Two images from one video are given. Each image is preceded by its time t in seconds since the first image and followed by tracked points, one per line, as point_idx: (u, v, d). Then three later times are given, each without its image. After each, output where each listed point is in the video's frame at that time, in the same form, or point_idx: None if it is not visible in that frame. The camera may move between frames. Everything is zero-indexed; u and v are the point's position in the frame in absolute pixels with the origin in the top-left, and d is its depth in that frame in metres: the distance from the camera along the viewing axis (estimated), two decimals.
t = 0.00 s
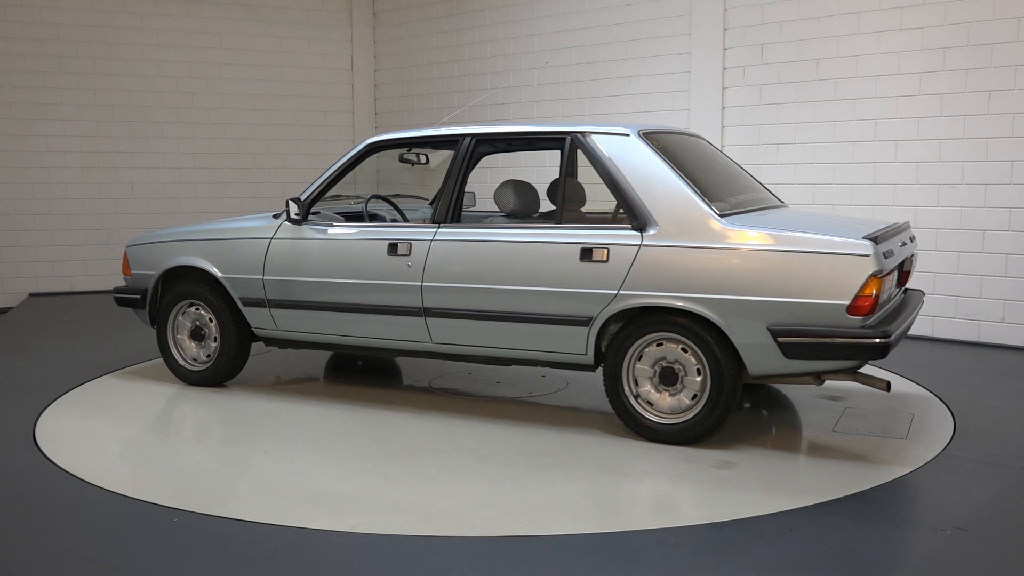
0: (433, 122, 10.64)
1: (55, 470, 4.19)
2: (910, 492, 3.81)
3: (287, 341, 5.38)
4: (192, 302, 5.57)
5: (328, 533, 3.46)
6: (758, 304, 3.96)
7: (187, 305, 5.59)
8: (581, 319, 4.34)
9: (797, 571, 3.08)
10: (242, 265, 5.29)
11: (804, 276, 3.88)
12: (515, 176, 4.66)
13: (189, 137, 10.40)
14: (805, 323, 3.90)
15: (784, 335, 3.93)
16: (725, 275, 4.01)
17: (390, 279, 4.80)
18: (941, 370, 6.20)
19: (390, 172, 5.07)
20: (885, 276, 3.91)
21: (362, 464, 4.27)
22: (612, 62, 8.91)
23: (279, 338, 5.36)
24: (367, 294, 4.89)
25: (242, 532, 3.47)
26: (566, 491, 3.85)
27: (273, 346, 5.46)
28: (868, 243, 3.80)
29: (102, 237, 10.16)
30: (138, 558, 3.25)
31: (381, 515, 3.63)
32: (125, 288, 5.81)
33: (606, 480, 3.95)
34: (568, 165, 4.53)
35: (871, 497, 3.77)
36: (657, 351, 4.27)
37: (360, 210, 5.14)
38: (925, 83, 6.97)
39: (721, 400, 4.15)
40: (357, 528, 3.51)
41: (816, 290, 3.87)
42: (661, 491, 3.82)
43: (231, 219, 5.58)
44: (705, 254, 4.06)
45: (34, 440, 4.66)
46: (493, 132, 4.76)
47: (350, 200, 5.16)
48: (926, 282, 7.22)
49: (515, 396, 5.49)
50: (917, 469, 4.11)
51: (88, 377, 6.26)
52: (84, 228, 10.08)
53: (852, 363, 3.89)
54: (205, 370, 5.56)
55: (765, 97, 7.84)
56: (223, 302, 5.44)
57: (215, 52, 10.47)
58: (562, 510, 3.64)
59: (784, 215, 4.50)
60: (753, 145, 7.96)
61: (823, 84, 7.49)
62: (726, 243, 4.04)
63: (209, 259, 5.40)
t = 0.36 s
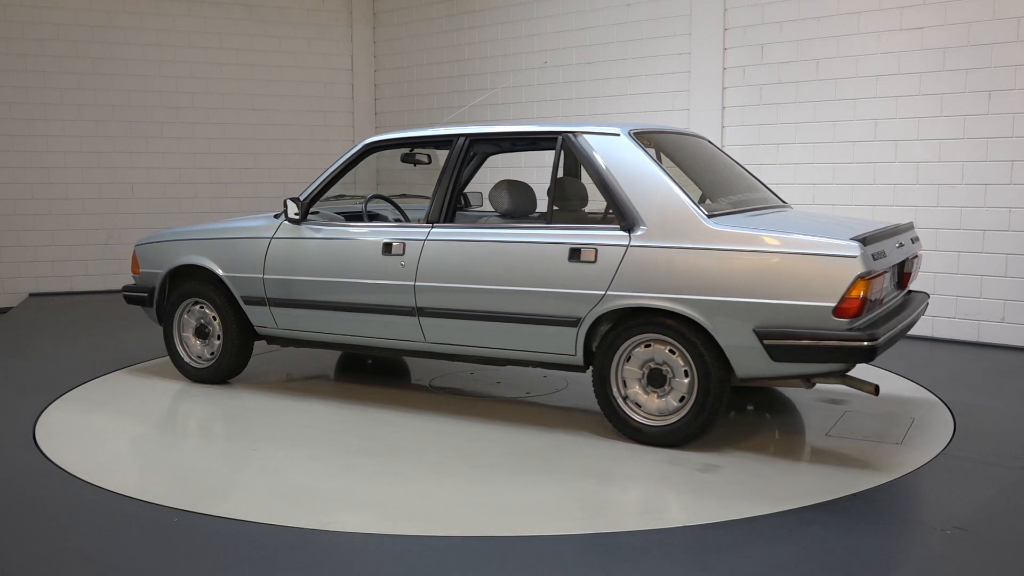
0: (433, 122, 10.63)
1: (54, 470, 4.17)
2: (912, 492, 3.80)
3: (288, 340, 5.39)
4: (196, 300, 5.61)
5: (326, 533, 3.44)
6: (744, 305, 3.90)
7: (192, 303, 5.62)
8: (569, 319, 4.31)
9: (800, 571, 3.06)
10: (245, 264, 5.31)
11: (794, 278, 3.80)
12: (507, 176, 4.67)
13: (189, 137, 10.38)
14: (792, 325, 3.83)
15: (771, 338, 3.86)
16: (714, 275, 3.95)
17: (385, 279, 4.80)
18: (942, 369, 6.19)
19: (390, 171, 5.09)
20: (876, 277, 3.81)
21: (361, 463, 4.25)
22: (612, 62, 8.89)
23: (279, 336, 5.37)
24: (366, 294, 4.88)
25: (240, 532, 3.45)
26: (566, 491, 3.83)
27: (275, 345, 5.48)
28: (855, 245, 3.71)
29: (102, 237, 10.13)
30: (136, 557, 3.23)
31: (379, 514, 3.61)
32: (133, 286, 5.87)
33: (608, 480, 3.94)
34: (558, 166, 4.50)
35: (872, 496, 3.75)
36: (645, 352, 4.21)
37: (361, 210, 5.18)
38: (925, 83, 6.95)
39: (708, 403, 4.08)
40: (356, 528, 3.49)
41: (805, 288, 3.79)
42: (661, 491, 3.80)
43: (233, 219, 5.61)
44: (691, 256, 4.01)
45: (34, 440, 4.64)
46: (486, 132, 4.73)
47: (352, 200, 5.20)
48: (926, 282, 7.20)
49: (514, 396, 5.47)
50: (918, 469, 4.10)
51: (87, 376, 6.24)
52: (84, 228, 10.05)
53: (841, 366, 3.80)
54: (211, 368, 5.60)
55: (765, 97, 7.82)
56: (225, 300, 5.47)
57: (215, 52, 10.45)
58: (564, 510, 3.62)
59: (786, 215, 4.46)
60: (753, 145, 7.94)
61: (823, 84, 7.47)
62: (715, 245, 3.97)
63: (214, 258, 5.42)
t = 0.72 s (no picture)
0: (433, 122, 10.63)
1: (53, 470, 4.15)
2: (913, 491, 3.79)
3: (290, 338, 5.42)
4: (201, 299, 5.69)
5: (325, 532, 3.43)
6: (729, 308, 3.83)
7: (197, 302, 5.71)
8: (557, 320, 4.27)
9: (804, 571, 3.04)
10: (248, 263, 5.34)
11: (780, 281, 3.72)
12: (503, 176, 4.70)
13: (189, 137, 10.36)
14: (776, 327, 3.74)
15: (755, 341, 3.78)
16: (701, 277, 3.89)
17: (380, 279, 4.79)
18: (942, 369, 6.17)
19: (391, 171, 5.08)
20: (864, 279, 3.71)
21: (360, 463, 4.23)
22: (612, 62, 8.88)
23: (281, 335, 5.41)
24: (362, 293, 4.88)
25: (239, 532, 3.43)
26: (566, 490, 3.82)
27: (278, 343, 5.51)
28: (841, 247, 3.62)
29: (102, 237, 10.11)
30: (134, 557, 3.21)
31: (378, 514, 3.59)
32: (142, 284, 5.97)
33: (609, 479, 3.92)
34: (549, 164, 4.44)
35: (874, 496, 3.74)
36: (633, 354, 4.16)
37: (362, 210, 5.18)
38: (925, 83, 6.94)
39: (692, 406, 4.02)
40: (355, 527, 3.47)
41: (790, 291, 3.70)
42: (661, 491, 3.78)
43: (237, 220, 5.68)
44: (677, 258, 3.95)
45: (33, 440, 4.62)
46: (477, 132, 4.72)
47: (354, 199, 5.21)
48: (926, 282, 7.19)
49: (514, 396, 5.46)
50: (919, 468, 4.09)
51: (88, 376, 6.22)
52: (83, 228, 10.03)
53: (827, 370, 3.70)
54: (215, 365, 5.68)
55: (765, 97, 7.80)
56: (228, 299, 5.54)
57: (215, 52, 10.44)
58: (566, 510, 3.61)
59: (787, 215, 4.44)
60: (753, 145, 7.93)
61: (823, 84, 7.46)
62: (701, 247, 3.91)
63: (219, 257, 5.47)
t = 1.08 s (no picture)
0: (433, 122, 10.63)
1: (53, 470, 4.14)
2: (913, 491, 3.78)
3: (292, 337, 5.45)
4: (207, 297, 5.76)
5: (323, 532, 3.41)
6: (713, 308, 3.75)
7: (203, 300, 5.78)
8: (544, 320, 4.23)
9: (807, 571, 3.03)
10: (252, 262, 5.39)
11: (758, 284, 3.64)
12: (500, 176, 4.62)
13: (189, 137, 10.35)
14: (760, 329, 3.66)
15: (738, 343, 3.70)
16: (680, 278, 3.82)
17: (376, 278, 4.80)
18: (942, 369, 6.16)
19: (391, 171, 5.09)
20: (851, 281, 3.60)
21: (359, 462, 4.22)
22: (612, 62, 8.87)
23: (283, 333, 5.44)
24: (360, 292, 4.89)
25: (237, 532, 3.42)
26: (566, 490, 3.81)
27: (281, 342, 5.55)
28: (826, 247, 3.53)
29: (102, 237, 10.09)
30: (134, 557, 3.20)
31: (377, 514, 3.58)
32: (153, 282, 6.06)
33: (611, 479, 3.91)
34: (540, 164, 4.40)
35: (875, 496, 3.73)
36: (620, 355, 4.09)
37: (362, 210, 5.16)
38: (925, 83, 6.92)
39: (677, 410, 3.94)
40: (354, 527, 3.46)
41: (769, 293, 3.61)
42: (661, 491, 3.77)
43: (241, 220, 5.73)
44: (661, 259, 3.88)
45: (33, 440, 4.61)
46: (471, 132, 4.69)
47: (356, 199, 5.18)
48: (926, 282, 7.18)
49: (513, 396, 5.45)
50: (921, 468, 4.08)
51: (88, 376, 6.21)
52: (83, 228, 10.01)
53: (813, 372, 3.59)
54: (219, 362, 5.76)
55: (766, 97, 7.79)
56: (232, 297, 5.59)
57: (216, 52, 10.43)
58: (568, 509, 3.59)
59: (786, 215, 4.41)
60: (753, 145, 7.92)
61: (822, 84, 7.45)
62: (681, 247, 3.85)
63: (224, 257, 5.53)
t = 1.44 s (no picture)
0: (433, 121, 10.63)
1: (52, 470, 4.13)
2: (913, 491, 3.77)
3: (293, 336, 5.48)
4: (213, 296, 5.81)
5: (323, 532, 3.40)
6: (696, 309, 3.71)
7: (210, 299, 5.84)
8: (531, 320, 4.21)
9: (808, 572, 3.02)
10: (257, 261, 5.43)
11: (740, 284, 3.59)
12: (493, 176, 4.57)
13: (189, 137, 10.34)
14: (742, 331, 3.61)
15: (722, 345, 3.66)
16: (664, 278, 3.79)
17: (372, 277, 4.81)
18: (942, 369, 6.15)
19: (391, 171, 5.09)
20: (836, 284, 3.54)
21: (358, 462, 4.21)
22: (612, 62, 8.87)
23: (285, 332, 5.47)
24: (358, 291, 4.90)
25: (236, 531, 3.41)
26: (566, 489, 3.80)
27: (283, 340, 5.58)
28: (809, 246, 3.48)
29: (103, 237, 10.08)
30: (133, 557, 3.19)
31: (377, 514, 3.57)
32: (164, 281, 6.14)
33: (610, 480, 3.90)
34: (531, 164, 4.39)
35: (875, 496, 3.72)
36: (606, 356, 4.06)
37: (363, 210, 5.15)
38: (925, 82, 6.91)
39: (661, 412, 3.90)
40: (354, 527, 3.45)
41: (751, 294, 3.57)
42: (661, 491, 3.76)
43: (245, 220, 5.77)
44: (646, 260, 3.85)
45: (33, 440, 4.60)
46: (464, 132, 4.68)
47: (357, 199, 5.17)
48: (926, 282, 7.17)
49: (513, 396, 5.44)
50: (921, 468, 4.07)
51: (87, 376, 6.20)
52: (83, 228, 10.00)
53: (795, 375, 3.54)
54: (225, 360, 5.81)
55: (766, 96, 7.78)
56: (236, 296, 5.64)
57: (216, 52, 10.42)
58: (568, 509, 3.58)
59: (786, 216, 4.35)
60: (753, 145, 7.91)
61: (822, 83, 7.44)
62: (667, 248, 3.81)
63: (231, 256, 5.58)
